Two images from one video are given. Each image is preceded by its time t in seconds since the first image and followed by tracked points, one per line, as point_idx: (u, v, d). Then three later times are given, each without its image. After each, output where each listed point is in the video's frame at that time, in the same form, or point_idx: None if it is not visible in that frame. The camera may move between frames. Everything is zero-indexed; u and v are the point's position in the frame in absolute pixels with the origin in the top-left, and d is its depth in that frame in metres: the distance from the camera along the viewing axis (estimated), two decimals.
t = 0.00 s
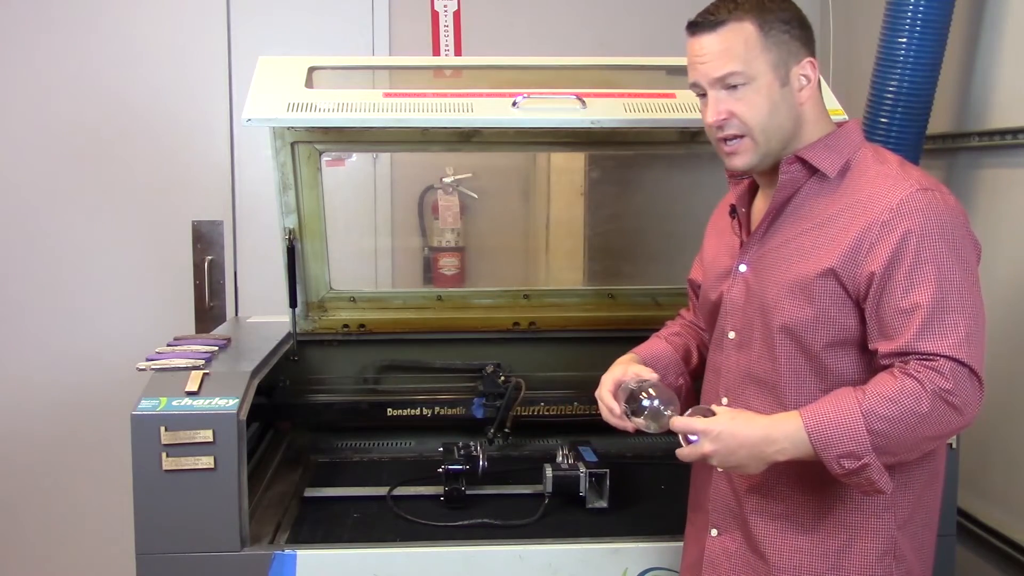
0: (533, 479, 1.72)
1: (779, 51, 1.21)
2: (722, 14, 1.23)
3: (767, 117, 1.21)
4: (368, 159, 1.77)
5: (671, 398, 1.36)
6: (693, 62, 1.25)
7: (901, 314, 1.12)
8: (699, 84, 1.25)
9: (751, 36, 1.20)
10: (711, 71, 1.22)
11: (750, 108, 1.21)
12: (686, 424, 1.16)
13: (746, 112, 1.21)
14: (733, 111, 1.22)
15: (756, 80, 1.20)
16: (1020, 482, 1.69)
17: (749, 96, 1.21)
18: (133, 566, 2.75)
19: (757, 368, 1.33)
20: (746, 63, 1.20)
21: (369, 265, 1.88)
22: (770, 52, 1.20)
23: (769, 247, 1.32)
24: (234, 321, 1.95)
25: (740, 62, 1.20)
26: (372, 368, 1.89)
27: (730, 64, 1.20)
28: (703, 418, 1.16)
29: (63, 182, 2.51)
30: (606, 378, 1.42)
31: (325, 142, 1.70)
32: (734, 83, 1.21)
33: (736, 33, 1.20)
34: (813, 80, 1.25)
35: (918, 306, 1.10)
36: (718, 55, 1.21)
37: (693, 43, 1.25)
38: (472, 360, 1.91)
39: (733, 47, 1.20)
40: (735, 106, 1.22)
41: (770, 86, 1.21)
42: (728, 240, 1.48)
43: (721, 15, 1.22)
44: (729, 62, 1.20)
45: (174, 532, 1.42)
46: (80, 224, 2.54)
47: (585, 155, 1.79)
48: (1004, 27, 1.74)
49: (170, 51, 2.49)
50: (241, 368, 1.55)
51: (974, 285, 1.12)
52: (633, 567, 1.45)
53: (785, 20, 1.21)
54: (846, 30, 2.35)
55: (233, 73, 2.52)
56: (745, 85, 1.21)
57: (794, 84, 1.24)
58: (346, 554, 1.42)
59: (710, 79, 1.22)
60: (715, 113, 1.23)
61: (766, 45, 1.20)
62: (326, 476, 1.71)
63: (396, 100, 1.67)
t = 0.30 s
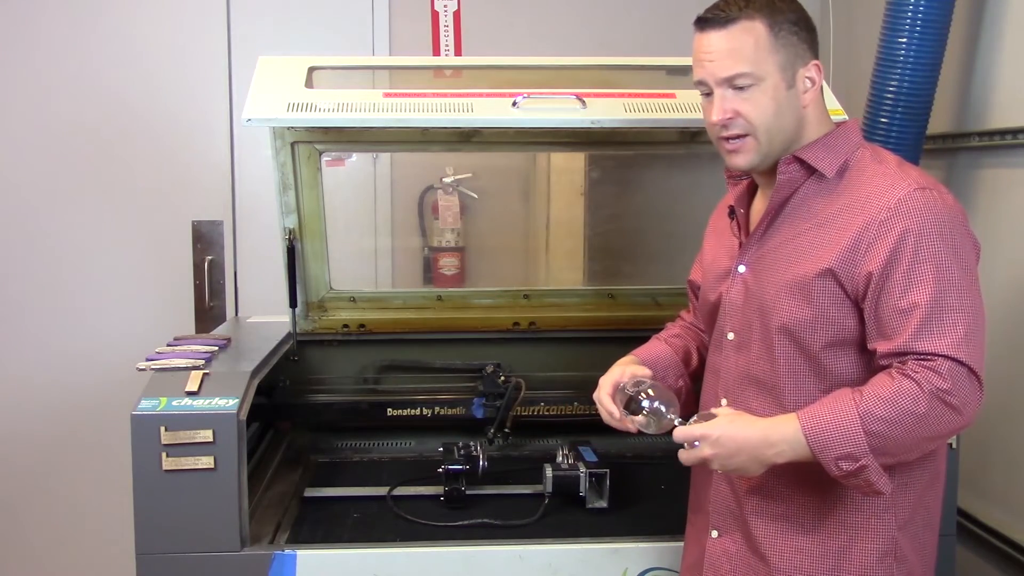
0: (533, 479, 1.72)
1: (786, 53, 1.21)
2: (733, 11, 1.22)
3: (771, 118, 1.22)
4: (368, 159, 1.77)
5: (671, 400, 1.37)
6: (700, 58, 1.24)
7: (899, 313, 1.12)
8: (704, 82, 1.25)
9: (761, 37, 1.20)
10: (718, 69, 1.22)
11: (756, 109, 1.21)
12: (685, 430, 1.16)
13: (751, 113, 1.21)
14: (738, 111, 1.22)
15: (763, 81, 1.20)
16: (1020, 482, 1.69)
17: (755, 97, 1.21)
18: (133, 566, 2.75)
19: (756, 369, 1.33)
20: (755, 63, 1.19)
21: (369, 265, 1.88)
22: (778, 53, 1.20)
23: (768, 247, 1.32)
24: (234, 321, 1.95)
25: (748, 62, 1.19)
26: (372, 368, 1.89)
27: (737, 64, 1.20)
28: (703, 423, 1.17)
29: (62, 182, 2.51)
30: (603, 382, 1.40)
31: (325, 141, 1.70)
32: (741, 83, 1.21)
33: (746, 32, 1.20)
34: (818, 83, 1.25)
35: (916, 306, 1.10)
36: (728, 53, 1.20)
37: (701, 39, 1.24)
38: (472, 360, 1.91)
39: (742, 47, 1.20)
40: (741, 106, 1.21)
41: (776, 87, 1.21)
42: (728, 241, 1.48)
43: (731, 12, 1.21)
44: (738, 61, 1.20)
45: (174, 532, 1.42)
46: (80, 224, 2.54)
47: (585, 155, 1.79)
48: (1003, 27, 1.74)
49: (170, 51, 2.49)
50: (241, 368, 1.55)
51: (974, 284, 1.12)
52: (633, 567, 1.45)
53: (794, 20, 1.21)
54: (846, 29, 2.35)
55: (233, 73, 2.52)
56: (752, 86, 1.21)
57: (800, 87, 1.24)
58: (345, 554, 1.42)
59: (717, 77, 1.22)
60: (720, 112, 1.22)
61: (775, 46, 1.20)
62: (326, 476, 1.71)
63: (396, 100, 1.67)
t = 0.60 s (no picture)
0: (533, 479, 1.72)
1: (786, 54, 1.20)
2: (732, 12, 1.22)
3: (768, 119, 1.22)
4: (368, 158, 1.77)
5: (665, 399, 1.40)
6: (699, 59, 1.25)
7: (897, 315, 1.12)
8: (703, 82, 1.25)
9: (759, 38, 1.20)
10: (715, 71, 1.22)
11: (753, 110, 1.21)
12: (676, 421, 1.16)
13: (748, 113, 1.22)
14: (735, 111, 1.22)
15: (760, 82, 1.20)
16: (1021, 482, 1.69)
17: (752, 98, 1.21)
18: (132, 567, 2.75)
19: (756, 369, 1.33)
20: (753, 64, 1.20)
21: (369, 265, 1.88)
22: (777, 53, 1.20)
23: (769, 248, 1.32)
24: (233, 320, 1.95)
25: (745, 63, 1.20)
26: (372, 368, 1.89)
27: (735, 64, 1.20)
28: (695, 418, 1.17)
29: (62, 182, 2.51)
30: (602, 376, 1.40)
31: (325, 141, 1.70)
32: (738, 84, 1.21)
33: (744, 33, 1.20)
34: (820, 84, 1.24)
35: (914, 308, 1.10)
36: (725, 54, 1.21)
37: (701, 38, 1.24)
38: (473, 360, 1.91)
39: (740, 48, 1.20)
40: (737, 107, 1.22)
41: (775, 88, 1.21)
42: (728, 240, 1.48)
43: (730, 13, 1.22)
44: (734, 63, 1.20)
45: (174, 531, 1.43)
46: (80, 223, 2.53)
47: (585, 154, 1.79)
48: (1003, 27, 1.74)
49: (170, 51, 2.49)
50: (241, 368, 1.55)
51: (973, 288, 1.12)
52: (633, 567, 1.45)
53: (793, 20, 1.21)
54: (846, 29, 2.35)
55: (233, 73, 2.52)
56: (749, 87, 1.21)
57: (799, 88, 1.23)
58: (345, 553, 1.42)
59: (715, 78, 1.22)
60: (716, 113, 1.23)
61: (773, 48, 1.20)
62: (326, 476, 1.71)
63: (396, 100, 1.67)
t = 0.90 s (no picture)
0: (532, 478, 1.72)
1: (773, 59, 1.20)
2: (720, 16, 1.23)
3: (755, 123, 1.22)
4: (368, 158, 1.77)
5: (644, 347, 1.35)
6: (690, 63, 1.26)
7: (893, 316, 1.12)
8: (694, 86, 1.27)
9: (745, 42, 1.20)
10: (702, 76, 1.23)
11: (738, 115, 1.22)
12: (672, 420, 1.13)
13: (734, 118, 1.22)
14: (722, 116, 1.23)
15: (745, 87, 1.20)
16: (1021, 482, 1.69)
17: (738, 102, 1.22)
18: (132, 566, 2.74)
19: (755, 367, 1.33)
20: (738, 69, 1.20)
21: (369, 265, 1.88)
22: (763, 57, 1.20)
23: (769, 246, 1.33)
24: (233, 320, 1.94)
25: (729, 68, 1.20)
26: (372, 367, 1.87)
27: (720, 69, 1.21)
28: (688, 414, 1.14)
29: (62, 183, 2.51)
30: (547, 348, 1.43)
31: (325, 141, 1.70)
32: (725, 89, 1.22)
33: (730, 37, 1.20)
34: (812, 88, 1.23)
35: (911, 310, 1.10)
36: (711, 59, 1.22)
37: (693, 41, 1.25)
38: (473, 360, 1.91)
39: (725, 53, 1.21)
40: (724, 111, 1.23)
41: (761, 92, 1.20)
42: (729, 238, 1.48)
43: (718, 18, 1.23)
44: (719, 68, 1.21)
45: (174, 531, 1.43)
46: (80, 224, 2.54)
47: (585, 154, 1.79)
48: (1004, 27, 1.74)
49: (170, 51, 2.49)
50: (241, 369, 1.55)
51: (971, 290, 1.12)
52: (633, 567, 1.45)
53: (783, 24, 1.20)
54: (846, 29, 2.35)
55: (233, 73, 2.52)
56: (735, 91, 1.21)
57: (788, 92, 1.22)
58: (345, 553, 1.42)
59: (702, 82, 1.24)
60: (704, 117, 1.25)
61: (760, 52, 1.20)
62: (327, 476, 1.71)
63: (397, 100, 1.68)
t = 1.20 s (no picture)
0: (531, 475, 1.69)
1: (784, 43, 1.17)
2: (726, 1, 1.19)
3: (769, 109, 1.18)
4: (365, 149, 1.74)
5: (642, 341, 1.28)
6: (697, 49, 1.21)
7: (892, 312, 1.09)
8: (702, 73, 1.21)
9: (756, 26, 1.16)
10: (713, 61, 1.18)
11: (752, 100, 1.17)
12: (669, 435, 1.11)
13: (748, 104, 1.18)
14: (735, 103, 1.18)
15: (759, 72, 1.17)
16: None
17: (752, 87, 1.17)
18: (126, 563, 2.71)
19: (758, 363, 1.30)
20: (750, 52, 1.16)
21: (365, 258, 1.84)
22: (773, 42, 1.16)
23: (772, 238, 1.29)
24: (228, 314, 1.91)
25: (742, 51, 1.16)
26: (369, 363, 1.84)
27: (731, 54, 1.17)
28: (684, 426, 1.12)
29: (54, 175, 2.48)
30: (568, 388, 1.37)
31: (320, 132, 1.67)
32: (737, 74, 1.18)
33: (741, 20, 1.17)
34: (819, 73, 1.21)
35: (910, 305, 1.07)
36: (723, 43, 1.17)
37: (697, 29, 1.21)
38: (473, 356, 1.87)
39: (738, 36, 1.16)
40: (738, 97, 1.18)
41: (774, 77, 1.17)
42: (731, 232, 1.44)
43: (725, 2, 1.19)
44: (732, 53, 1.17)
45: (167, 530, 1.40)
46: (73, 216, 2.50)
47: (586, 146, 1.76)
48: (1015, 14, 1.70)
49: (164, 40, 2.45)
50: (235, 364, 1.52)
51: (973, 287, 1.09)
52: (636, 567, 1.41)
53: (790, 9, 1.18)
54: (852, 18, 2.31)
55: (229, 63, 2.48)
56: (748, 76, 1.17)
57: (798, 77, 1.19)
58: (341, 554, 1.39)
59: (713, 67, 1.19)
60: (717, 104, 1.19)
61: (771, 36, 1.16)
62: (323, 473, 1.68)
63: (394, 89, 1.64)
